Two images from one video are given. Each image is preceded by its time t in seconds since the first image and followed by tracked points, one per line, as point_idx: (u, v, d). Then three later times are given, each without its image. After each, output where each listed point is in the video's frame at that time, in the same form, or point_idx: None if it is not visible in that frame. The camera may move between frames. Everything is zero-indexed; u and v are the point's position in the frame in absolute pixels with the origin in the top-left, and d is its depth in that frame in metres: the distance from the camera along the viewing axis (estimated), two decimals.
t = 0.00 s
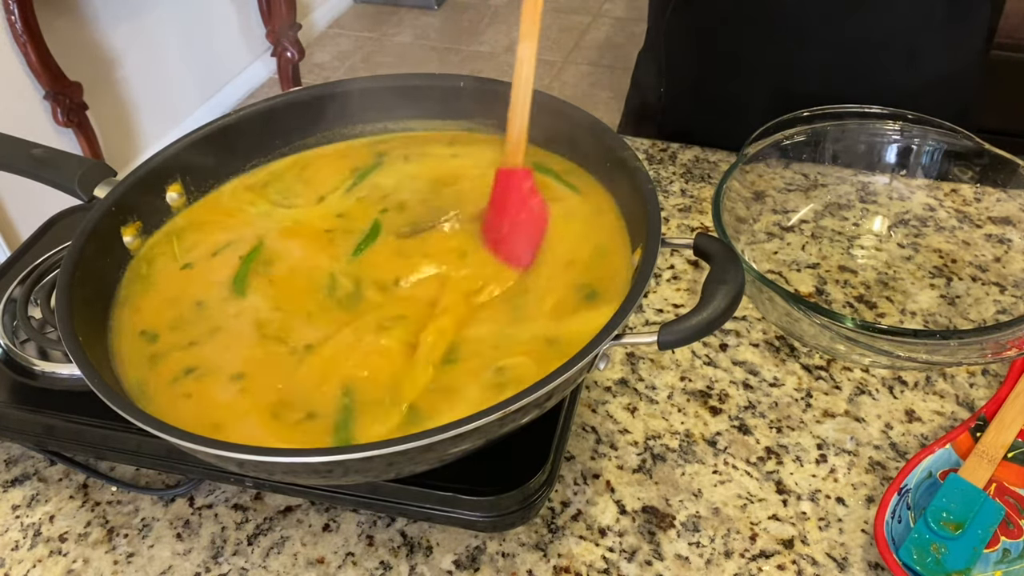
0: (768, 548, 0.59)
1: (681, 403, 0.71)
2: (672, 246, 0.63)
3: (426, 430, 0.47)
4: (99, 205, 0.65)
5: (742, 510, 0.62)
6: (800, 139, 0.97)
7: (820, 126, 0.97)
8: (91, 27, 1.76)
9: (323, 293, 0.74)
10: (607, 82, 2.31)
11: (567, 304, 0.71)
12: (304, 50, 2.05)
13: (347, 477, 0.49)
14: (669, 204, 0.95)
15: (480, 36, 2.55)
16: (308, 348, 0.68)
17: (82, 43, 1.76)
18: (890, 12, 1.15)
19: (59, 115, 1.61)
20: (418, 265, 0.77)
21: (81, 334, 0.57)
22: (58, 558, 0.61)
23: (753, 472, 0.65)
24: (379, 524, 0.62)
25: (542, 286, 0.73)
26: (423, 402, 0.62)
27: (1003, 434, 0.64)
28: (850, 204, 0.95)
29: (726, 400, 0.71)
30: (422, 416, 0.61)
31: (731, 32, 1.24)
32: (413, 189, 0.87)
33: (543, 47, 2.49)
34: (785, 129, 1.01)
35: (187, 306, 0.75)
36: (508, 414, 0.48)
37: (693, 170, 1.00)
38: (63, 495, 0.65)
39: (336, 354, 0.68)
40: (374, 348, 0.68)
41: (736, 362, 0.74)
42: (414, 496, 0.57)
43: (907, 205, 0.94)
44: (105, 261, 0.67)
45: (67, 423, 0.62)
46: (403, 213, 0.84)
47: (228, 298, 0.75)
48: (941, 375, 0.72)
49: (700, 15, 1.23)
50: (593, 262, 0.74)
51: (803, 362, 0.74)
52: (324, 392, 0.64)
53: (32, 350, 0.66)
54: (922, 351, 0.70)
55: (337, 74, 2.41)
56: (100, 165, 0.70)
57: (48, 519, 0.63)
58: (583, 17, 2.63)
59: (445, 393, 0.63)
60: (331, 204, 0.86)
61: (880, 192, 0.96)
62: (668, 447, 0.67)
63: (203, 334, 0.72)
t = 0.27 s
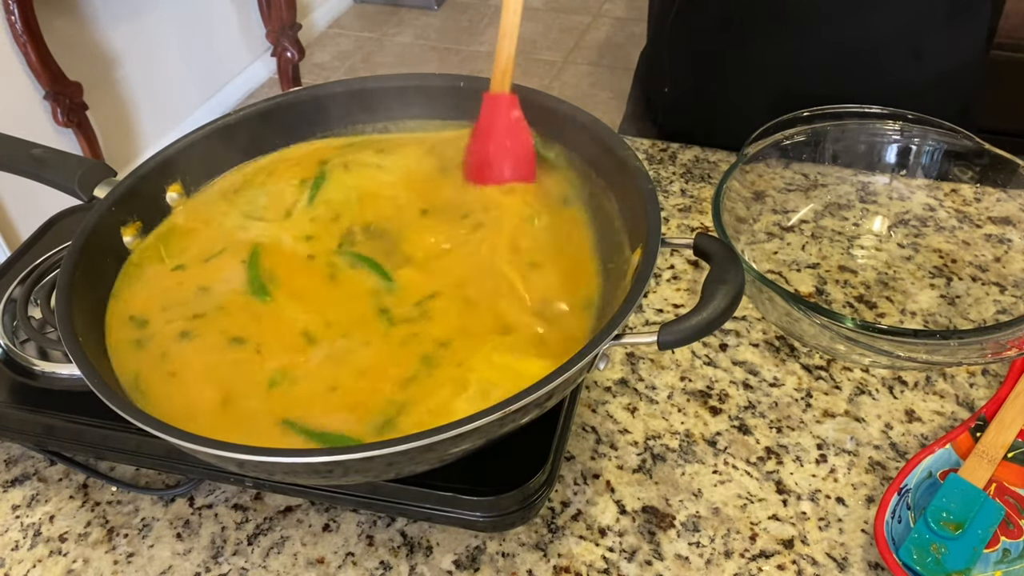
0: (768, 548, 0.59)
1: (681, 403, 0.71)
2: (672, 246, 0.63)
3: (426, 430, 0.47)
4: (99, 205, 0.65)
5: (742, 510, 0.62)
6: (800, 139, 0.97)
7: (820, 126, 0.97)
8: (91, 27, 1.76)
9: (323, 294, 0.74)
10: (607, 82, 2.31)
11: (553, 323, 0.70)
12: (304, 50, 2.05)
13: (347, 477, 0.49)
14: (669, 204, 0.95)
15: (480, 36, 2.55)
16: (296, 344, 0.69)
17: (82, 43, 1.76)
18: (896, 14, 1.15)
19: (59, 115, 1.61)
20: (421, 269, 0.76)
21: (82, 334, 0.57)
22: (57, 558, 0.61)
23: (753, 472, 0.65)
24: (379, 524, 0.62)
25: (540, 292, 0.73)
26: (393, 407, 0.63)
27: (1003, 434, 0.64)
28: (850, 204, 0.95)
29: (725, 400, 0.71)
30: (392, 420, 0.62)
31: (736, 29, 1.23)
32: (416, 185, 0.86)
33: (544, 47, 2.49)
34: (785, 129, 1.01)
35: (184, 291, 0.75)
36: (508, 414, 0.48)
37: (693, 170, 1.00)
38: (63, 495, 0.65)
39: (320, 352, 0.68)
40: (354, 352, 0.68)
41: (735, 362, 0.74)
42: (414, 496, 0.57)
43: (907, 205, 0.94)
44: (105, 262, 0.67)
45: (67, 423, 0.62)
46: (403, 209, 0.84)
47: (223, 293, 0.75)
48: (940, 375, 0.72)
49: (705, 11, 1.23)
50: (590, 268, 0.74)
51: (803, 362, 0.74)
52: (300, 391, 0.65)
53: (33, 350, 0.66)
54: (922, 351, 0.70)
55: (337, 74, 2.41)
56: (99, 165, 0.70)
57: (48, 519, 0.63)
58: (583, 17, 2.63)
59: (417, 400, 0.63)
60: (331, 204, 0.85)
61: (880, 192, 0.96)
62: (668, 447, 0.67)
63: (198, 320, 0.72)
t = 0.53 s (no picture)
0: (768, 548, 0.59)
1: (681, 403, 0.71)
2: (672, 246, 0.63)
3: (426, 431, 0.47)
4: (99, 206, 0.65)
5: (742, 510, 0.62)
6: (800, 139, 0.97)
7: (820, 126, 0.97)
8: (91, 27, 1.76)
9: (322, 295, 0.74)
10: (607, 82, 2.31)
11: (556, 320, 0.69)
12: (303, 50, 2.05)
13: (347, 477, 0.49)
14: (669, 204, 0.95)
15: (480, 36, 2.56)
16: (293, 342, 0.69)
17: (82, 43, 1.76)
18: (897, 14, 1.16)
19: (59, 115, 1.61)
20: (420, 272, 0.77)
21: (82, 334, 0.57)
22: (58, 558, 0.61)
23: (753, 472, 0.65)
24: (379, 524, 0.62)
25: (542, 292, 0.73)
26: (389, 404, 0.62)
27: (1004, 434, 0.64)
28: (850, 204, 0.95)
29: (726, 400, 0.71)
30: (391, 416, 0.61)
31: (737, 31, 1.24)
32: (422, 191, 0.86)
33: (543, 47, 2.49)
34: (785, 129, 1.01)
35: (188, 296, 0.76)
36: (508, 414, 0.48)
37: (693, 170, 1.00)
38: (63, 495, 0.65)
39: (321, 350, 0.68)
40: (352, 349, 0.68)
41: (735, 362, 0.74)
42: (414, 496, 0.57)
43: (907, 205, 0.94)
44: (105, 262, 0.67)
45: (68, 423, 0.62)
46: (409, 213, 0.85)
47: (228, 295, 0.76)
48: (940, 375, 0.72)
49: (705, 11, 1.24)
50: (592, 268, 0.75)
51: (803, 363, 0.74)
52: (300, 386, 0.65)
53: (33, 350, 0.66)
54: (922, 351, 0.70)
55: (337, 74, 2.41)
56: (99, 165, 0.70)
57: (48, 519, 0.63)
58: (583, 17, 2.63)
59: (420, 399, 0.63)
60: (336, 214, 0.86)
61: (880, 192, 0.96)
62: (668, 447, 0.67)
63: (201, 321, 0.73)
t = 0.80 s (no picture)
0: (768, 548, 0.60)
1: (681, 403, 0.71)
2: (672, 246, 0.63)
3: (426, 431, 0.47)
4: (99, 206, 0.65)
5: (742, 510, 0.62)
6: (800, 139, 0.97)
7: (820, 126, 0.97)
8: (91, 27, 1.76)
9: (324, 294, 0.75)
10: (607, 82, 2.31)
11: (552, 326, 0.70)
12: (303, 50, 2.05)
13: (347, 477, 0.49)
14: (669, 204, 0.95)
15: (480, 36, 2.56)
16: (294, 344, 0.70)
17: (82, 43, 1.76)
18: (897, 15, 1.16)
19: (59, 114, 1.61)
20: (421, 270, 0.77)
21: (81, 334, 0.57)
22: (58, 558, 0.61)
23: (753, 472, 0.65)
24: (379, 524, 0.62)
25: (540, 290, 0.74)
26: (386, 405, 0.63)
27: (1003, 434, 0.64)
28: (850, 204, 0.95)
29: (726, 400, 0.71)
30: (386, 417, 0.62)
31: (738, 31, 1.23)
32: (424, 190, 0.87)
33: (543, 47, 2.49)
34: (785, 129, 1.01)
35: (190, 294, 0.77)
36: (508, 414, 0.48)
37: (693, 170, 1.00)
38: (63, 495, 0.65)
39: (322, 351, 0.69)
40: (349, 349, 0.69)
41: (735, 363, 0.74)
42: (414, 496, 0.57)
43: (907, 205, 0.94)
44: (105, 263, 0.67)
45: (68, 423, 0.62)
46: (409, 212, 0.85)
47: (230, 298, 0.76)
48: (940, 375, 0.72)
49: (706, 11, 1.24)
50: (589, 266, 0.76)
51: (803, 363, 0.74)
52: (301, 387, 0.65)
53: (33, 350, 0.66)
54: (922, 351, 0.70)
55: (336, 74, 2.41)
56: (99, 165, 0.69)
57: (48, 518, 0.63)
58: (583, 17, 2.63)
59: (422, 399, 0.64)
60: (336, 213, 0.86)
61: (880, 192, 0.96)
62: (668, 447, 0.67)
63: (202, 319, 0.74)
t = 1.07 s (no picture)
0: (768, 548, 0.60)
1: (681, 403, 0.71)
2: (672, 246, 0.63)
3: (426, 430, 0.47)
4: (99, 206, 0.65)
5: (742, 510, 0.62)
6: (800, 139, 0.98)
7: (820, 126, 0.98)
8: (91, 27, 1.76)
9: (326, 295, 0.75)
10: (607, 82, 2.31)
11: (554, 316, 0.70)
12: (304, 50, 2.05)
13: (347, 477, 0.49)
14: (669, 204, 0.95)
15: (480, 37, 2.56)
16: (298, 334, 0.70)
17: (82, 43, 1.76)
18: (897, 16, 1.16)
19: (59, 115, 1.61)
20: (422, 265, 0.77)
21: (81, 334, 0.57)
22: (57, 558, 0.61)
23: (753, 472, 0.65)
24: (379, 524, 0.62)
25: (540, 284, 0.74)
26: (388, 402, 0.64)
27: (1003, 433, 0.64)
28: (850, 204, 0.95)
29: (726, 400, 0.71)
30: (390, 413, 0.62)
31: (737, 31, 1.24)
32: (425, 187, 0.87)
33: (543, 47, 2.49)
34: (785, 129, 1.01)
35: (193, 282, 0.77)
36: (508, 414, 0.48)
37: (693, 170, 1.00)
38: (63, 495, 0.65)
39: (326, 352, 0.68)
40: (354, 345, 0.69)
41: (735, 362, 0.74)
42: (413, 496, 0.57)
43: (907, 205, 0.95)
44: (105, 263, 0.67)
45: (68, 423, 0.62)
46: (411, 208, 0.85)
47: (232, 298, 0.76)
48: (940, 375, 0.72)
49: (705, 12, 1.24)
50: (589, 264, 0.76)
51: (803, 362, 0.74)
52: (306, 383, 0.65)
53: (32, 350, 0.66)
54: (922, 351, 0.70)
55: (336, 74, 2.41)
56: (99, 165, 0.70)
57: (48, 518, 0.63)
58: (583, 17, 2.63)
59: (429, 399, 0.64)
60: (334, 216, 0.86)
61: (880, 192, 0.96)
62: (668, 447, 0.67)
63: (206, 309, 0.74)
